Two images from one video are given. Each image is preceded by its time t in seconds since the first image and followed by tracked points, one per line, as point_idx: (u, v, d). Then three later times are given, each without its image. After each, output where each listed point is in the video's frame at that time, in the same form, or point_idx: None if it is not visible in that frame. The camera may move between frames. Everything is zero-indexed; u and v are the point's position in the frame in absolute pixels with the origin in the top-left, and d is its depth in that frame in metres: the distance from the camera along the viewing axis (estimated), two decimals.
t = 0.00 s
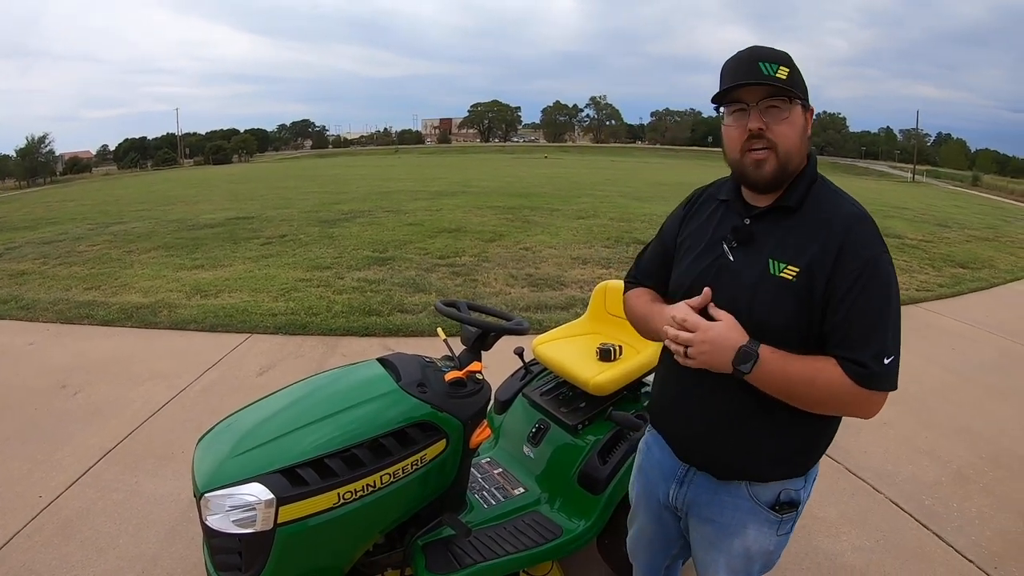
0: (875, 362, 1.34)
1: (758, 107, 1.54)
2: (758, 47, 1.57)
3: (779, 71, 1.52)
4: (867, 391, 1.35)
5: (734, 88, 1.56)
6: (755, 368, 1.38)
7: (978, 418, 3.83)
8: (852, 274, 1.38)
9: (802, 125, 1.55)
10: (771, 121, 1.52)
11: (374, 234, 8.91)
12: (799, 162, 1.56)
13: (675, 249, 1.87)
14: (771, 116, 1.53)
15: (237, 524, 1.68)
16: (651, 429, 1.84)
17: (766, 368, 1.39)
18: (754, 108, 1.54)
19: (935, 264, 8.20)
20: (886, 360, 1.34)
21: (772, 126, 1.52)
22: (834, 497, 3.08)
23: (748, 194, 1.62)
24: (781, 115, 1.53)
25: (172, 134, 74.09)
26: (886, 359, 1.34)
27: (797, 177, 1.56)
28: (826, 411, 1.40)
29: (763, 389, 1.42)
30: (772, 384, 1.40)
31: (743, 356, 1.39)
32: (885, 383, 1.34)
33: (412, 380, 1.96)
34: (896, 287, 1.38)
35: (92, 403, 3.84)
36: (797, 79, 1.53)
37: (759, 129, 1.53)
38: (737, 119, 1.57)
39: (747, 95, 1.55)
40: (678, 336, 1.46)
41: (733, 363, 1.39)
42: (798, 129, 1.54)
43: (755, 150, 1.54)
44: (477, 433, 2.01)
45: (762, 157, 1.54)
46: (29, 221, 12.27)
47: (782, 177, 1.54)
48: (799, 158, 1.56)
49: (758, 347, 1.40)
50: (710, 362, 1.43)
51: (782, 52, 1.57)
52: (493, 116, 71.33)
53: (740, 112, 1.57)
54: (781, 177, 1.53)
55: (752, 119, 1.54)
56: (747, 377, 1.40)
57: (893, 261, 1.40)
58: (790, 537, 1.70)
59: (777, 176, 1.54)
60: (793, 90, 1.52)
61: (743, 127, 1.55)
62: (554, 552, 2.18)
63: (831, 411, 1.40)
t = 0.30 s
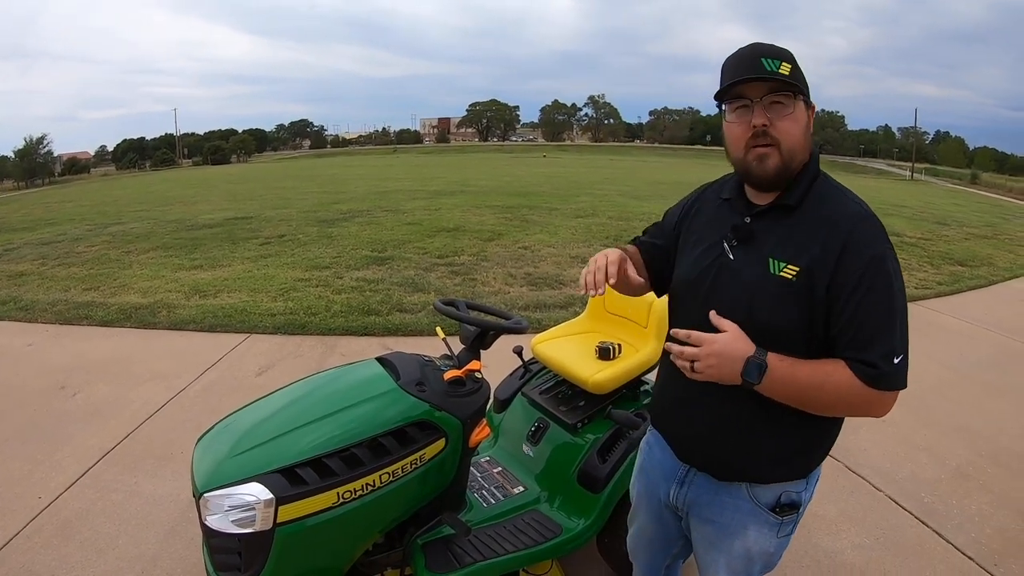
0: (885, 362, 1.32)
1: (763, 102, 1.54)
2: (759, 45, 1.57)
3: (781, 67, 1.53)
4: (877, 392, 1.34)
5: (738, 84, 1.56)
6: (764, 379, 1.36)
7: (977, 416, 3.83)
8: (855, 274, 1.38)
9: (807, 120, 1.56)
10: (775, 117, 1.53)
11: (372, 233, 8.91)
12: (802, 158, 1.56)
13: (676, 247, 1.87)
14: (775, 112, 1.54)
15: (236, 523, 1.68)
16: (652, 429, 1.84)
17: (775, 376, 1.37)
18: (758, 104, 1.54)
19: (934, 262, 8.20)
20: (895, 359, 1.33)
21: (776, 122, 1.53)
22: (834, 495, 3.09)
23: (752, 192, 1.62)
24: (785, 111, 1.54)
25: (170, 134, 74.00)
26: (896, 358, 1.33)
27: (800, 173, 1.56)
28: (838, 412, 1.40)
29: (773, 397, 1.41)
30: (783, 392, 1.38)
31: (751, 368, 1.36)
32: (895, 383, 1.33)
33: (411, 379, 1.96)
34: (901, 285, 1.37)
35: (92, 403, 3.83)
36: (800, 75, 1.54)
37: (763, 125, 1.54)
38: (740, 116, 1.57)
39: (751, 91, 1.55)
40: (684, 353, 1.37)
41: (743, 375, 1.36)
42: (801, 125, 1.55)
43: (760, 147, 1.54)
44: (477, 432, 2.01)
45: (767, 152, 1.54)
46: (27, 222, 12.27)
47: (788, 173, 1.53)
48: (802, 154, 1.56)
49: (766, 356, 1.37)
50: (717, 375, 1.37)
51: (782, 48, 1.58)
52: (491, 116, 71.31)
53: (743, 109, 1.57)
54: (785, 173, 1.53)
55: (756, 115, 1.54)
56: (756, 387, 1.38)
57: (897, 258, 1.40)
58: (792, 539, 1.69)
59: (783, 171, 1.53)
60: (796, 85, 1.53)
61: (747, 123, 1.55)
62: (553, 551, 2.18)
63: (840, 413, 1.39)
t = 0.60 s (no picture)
0: (890, 359, 1.32)
1: (758, 103, 1.54)
2: (751, 43, 1.57)
3: (774, 65, 1.52)
4: (884, 388, 1.33)
5: (731, 86, 1.56)
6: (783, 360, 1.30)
7: (978, 414, 3.83)
8: (853, 272, 1.37)
9: (803, 118, 1.55)
10: (770, 117, 1.52)
11: (372, 233, 8.91)
12: (800, 157, 1.56)
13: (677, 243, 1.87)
14: (770, 112, 1.53)
15: (236, 523, 1.68)
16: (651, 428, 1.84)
17: (795, 360, 1.31)
18: (753, 105, 1.53)
19: (934, 261, 8.20)
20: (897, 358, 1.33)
21: (773, 123, 1.52)
22: (834, 494, 3.08)
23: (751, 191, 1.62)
24: (780, 110, 1.53)
25: (170, 134, 73.99)
26: (898, 357, 1.32)
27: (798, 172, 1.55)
28: (841, 409, 1.37)
29: (786, 382, 1.34)
30: (800, 377, 1.33)
31: (772, 343, 1.29)
32: (897, 381, 1.32)
33: (412, 378, 1.96)
34: (900, 283, 1.37)
35: (92, 403, 3.84)
36: (792, 73, 1.54)
37: (760, 127, 1.53)
38: (736, 118, 1.57)
39: (744, 93, 1.55)
40: (697, 322, 1.31)
41: (762, 350, 1.29)
42: (797, 123, 1.54)
43: (758, 148, 1.54)
44: (477, 430, 2.01)
45: (765, 153, 1.53)
46: (27, 222, 12.27)
47: (787, 172, 1.53)
48: (800, 152, 1.56)
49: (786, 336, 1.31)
50: (732, 350, 1.30)
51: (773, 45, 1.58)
52: (490, 115, 71.25)
53: (738, 111, 1.56)
54: (783, 174, 1.53)
55: (752, 117, 1.54)
56: (773, 369, 1.31)
57: (896, 256, 1.39)
58: (790, 541, 1.69)
59: (781, 172, 1.53)
60: (789, 83, 1.53)
61: (743, 126, 1.55)
62: (553, 550, 2.18)
63: (843, 409, 1.37)
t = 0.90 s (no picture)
0: (898, 354, 1.32)
1: (742, 102, 1.54)
2: (744, 40, 1.56)
3: (761, 64, 1.51)
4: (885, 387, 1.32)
5: (718, 85, 1.57)
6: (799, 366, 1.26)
7: (979, 413, 3.82)
8: (850, 270, 1.37)
9: (792, 115, 1.53)
10: (754, 117, 1.52)
11: (373, 232, 8.91)
12: (788, 156, 1.54)
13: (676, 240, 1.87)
14: (755, 112, 1.52)
15: (237, 523, 1.68)
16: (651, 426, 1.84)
17: (813, 363, 1.28)
18: (737, 104, 1.54)
19: (935, 259, 8.19)
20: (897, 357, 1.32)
21: (756, 122, 1.52)
22: (835, 493, 3.08)
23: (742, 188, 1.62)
24: (766, 109, 1.52)
25: (170, 134, 74.02)
26: (897, 356, 1.32)
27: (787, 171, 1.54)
28: (846, 409, 1.34)
29: (796, 381, 1.31)
30: (816, 378, 1.29)
31: (793, 350, 1.24)
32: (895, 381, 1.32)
33: (412, 377, 1.96)
34: (898, 282, 1.36)
35: (92, 403, 3.83)
36: (782, 71, 1.51)
37: (743, 126, 1.54)
38: (723, 117, 1.58)
39: (730, 92, 1.55)
40: (725, 312, 1.22)
41: (780, 355, 1.24)
42: (785, 123, 1.52)
43: (741, 147, 1.55)
44: (478, 429, 2.01)
45: (748, 153, 1.54)
46: (28, 222, 12.26)
47: (769, 172, 1.53)
48: (788, 152, 1.54)
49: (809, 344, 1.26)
50: (749, 345, 1.25)
51: (768, 41, 1.55)
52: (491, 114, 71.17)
53: (725, 110, 1.58)
54: (766, 173, 1.53)
55: (736, 116, 1.54)
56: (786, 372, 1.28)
57: (895, 255, 1.39)
58: (786, 540, 1.69)
59: (764, 172, 1.53)
60: (777, 81, 1.50)
61: (727, 124, 1.56)
62: (554, 549, 2.18)
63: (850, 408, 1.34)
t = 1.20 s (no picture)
0: (862, 371, 1.30)
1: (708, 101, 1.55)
2: (738, 36, 1.53)
3: (728, 66, 1.49)
4: (859, 401, 1.31)
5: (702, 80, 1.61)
6: (739, 372, 1.35)
7: (981, 412, 3.81)
8: (835, 274, 1.35)
9: (749, 120, 1.47)
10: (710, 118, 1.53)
11: (375, 231, 8.91)
12: (747, 159, 1.51)
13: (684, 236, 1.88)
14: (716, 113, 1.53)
15: (239, 522, 1.68)
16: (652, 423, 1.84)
17: (751, 372, 1.35)
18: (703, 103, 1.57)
19: (937, 258, 8.18)
20: (875, 368, 1.30)
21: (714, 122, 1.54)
22: (837, 492, 3.07)
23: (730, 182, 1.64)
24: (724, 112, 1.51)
25: (172, 134, 74.03)
26: (877, 367, 1.29)
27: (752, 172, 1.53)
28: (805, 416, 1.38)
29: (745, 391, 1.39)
30: (757, 388, 1.37)
31: (727, 354, 1.35)
32: (872, 392, 1.30)
33: (414, 376, 1.95)
34: (887, 289, 1.32)
35: (94, 402, 3.83)
36: (747, 74, 1.45)
37: (708, 123, 1.57)
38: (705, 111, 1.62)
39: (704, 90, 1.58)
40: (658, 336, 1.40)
41: (717, 362, 1.35)
42: (741, 127, 1.48)
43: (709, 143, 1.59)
44: (478, 428, 2.01)
45: (711, 150, 1.58)
46: (29, 221, 12.25)
47: (726, 172, 1.56)
48: (749, 156, 1.51)
49: (743, 349, 1.36)
50: (690, 364, 1.37)
51: (759, 38, 1.48)
52: (492, 113, 71.12)
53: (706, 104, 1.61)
54: (725, 171, 1.56)
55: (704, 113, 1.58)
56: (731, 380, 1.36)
57: (888, 260, 1.34)
58: (780, 543, 1.67)
59: (722, 170, 1.56)
60: (738, 85, 1.46)
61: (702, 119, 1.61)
62: (556, 548, 2.17)
63: (817, 418, 1.37)
